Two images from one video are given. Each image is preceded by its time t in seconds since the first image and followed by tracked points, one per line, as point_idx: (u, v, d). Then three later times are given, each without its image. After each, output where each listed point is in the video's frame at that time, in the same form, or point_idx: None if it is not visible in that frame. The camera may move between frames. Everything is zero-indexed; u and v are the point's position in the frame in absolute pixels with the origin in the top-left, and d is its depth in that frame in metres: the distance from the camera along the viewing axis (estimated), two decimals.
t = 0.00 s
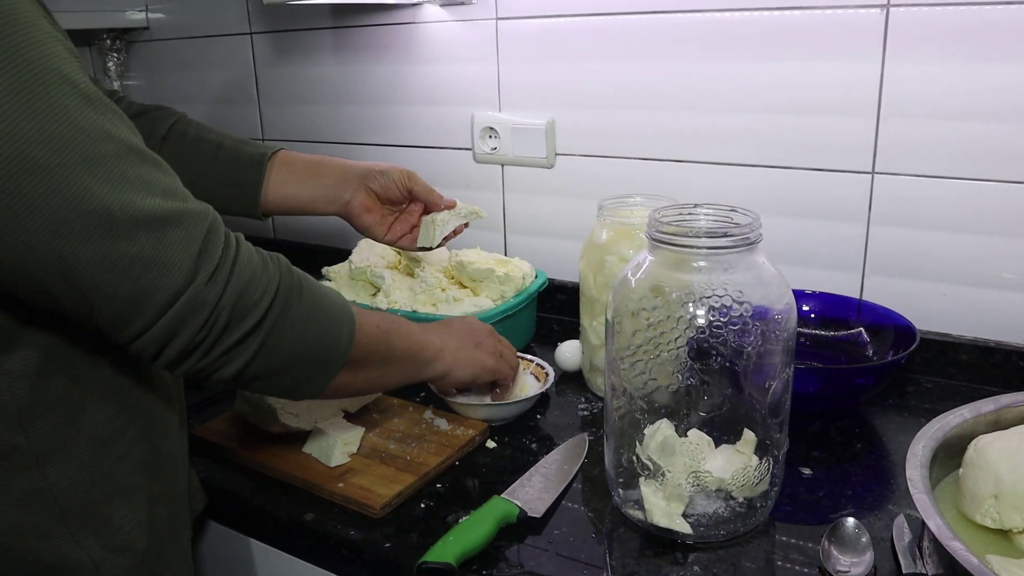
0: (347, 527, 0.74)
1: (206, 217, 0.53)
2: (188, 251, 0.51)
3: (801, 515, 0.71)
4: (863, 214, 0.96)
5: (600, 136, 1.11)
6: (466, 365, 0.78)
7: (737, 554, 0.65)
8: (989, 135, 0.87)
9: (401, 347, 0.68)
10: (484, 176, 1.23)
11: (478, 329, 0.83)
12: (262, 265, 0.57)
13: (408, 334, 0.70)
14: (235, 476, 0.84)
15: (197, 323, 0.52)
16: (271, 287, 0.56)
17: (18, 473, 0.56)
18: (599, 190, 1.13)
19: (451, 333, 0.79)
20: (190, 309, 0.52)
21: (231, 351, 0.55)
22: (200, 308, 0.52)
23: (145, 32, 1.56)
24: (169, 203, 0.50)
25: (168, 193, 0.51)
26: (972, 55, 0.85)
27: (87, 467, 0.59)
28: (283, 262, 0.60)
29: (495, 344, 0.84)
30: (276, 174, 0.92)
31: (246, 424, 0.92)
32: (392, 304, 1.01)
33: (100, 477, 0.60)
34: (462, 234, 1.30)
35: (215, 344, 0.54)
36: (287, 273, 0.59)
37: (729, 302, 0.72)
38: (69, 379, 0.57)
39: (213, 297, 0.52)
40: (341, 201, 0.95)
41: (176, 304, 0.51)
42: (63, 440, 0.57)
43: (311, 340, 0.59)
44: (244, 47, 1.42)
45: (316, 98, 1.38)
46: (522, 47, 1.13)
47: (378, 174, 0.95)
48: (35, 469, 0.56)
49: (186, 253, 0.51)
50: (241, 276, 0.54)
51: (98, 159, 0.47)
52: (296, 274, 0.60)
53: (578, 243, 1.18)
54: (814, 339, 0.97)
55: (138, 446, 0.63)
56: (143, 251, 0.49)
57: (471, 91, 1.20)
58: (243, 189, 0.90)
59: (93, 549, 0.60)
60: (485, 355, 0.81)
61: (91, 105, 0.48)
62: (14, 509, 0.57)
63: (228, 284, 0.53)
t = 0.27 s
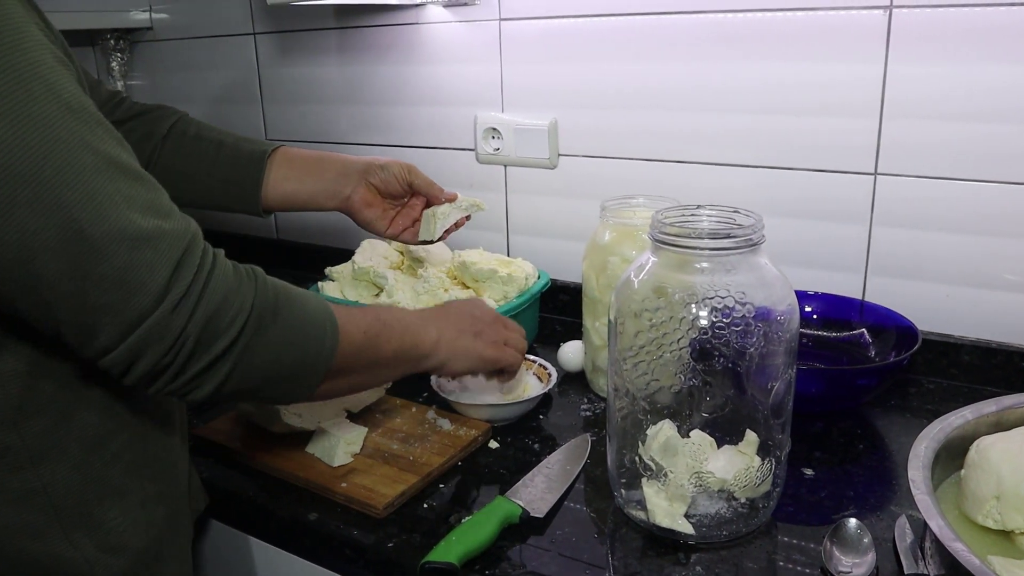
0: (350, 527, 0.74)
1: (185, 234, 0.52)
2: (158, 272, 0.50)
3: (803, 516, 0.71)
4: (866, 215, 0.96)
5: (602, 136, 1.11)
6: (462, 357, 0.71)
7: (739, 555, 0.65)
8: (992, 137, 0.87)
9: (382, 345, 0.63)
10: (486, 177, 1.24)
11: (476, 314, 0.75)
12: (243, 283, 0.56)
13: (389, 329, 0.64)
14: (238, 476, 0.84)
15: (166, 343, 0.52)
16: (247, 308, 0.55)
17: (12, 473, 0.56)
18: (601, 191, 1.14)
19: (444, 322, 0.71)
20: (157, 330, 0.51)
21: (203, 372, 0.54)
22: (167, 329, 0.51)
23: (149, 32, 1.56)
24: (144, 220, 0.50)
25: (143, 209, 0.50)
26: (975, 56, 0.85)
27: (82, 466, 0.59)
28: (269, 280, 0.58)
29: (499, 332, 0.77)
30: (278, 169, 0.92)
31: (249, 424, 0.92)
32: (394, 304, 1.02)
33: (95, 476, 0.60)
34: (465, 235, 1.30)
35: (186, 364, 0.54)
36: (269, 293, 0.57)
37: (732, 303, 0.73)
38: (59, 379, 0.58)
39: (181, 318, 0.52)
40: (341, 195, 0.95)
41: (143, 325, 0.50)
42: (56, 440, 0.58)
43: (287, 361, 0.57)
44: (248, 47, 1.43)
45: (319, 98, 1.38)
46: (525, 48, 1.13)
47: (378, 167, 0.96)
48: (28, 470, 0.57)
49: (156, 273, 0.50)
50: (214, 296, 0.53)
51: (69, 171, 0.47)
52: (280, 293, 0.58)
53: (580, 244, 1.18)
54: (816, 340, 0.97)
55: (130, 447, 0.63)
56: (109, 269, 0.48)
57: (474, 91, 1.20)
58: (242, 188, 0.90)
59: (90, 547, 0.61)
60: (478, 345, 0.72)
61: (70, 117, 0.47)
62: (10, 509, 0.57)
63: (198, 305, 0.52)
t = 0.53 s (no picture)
0: (352, 528, 0.74)
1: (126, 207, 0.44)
2: (88, 263, 0.43)
3: (804, 518, 0.71)
4: (867, 217, 0.96)
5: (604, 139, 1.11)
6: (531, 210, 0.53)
7: (740, 556, 0.65)
8: (993, 139, 0.87)
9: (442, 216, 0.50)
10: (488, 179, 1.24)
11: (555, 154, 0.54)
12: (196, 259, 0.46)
13: (448, 194, 0.51)
14: (241, 476, 0.85)
15: (116, 339, 0.46)
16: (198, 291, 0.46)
17: (6, 470, 0.56)
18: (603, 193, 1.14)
19: (510, 160, 0.53)
20: (102, 327, 0.45)
21: (181, 365, 0.48)
22: (111, 328, 0.45)
23: (152, 34, 1.57)
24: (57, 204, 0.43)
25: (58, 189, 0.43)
26: (975, 59, 0.85)
27: (81, 461, 0.59)
28: (239, 242, 0.48)
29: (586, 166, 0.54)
30: (275, 163, 0.91)
31: (251, 425, 0.92)
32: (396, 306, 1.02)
33: (96, 471, 0.60)
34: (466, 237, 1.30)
35: (159, 358, 0.48)
36: (235, 262, 0.47)
37: (734, 305, 0.73)
38: (44, 376, 0.57)
39: (126, 311, 0.45)
40: (340, 192, 0.92)
41: (87, 323, 0.45)
42: (54, 435, 0.58)
43: (276, 335, 0.48)
44: (251, 49, 1.43)
45: (322, 100, 1.38)
46: (527, 50, 1.14)
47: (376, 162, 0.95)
48: (26, 465, 0.57)
49: (85, 263, 0.43)
50: (162, 277, 0.45)
51: None
52: (257, 256, 0.48)
53: (581, 246, 1.19)
54: (817, 342, 0.97)
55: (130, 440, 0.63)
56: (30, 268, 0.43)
57: (476, 93, 1.21)
58: (241, 187, 0.90)
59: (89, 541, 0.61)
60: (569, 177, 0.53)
61: None
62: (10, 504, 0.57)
63: (143, 291, 0.45)
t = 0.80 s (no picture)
0: (352, 529, 0.74)
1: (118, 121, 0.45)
2: (83, 169, 0.43)
3: (804, 520, 0.71)
4: (866, 220, 0.96)
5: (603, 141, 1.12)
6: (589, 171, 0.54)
7: (740, 558, 0.65)
8: (992, 142, 0.87)
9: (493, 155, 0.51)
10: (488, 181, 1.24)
11: (624, 126, 0.56)
12: (200, 169, 0.46)
13: (504, 142, 0.52)
14: (240, 478, 0.85)
15: (118, 248, 0.44)
16: (208, 194, 0.45)
17: None
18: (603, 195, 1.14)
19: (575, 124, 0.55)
20: (101, 238, 0.44)
21: (191, 277, 0.46)
22: (116, 235, 0.44)
23: (152, 36, 1.57)
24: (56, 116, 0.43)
25: (57, 105, 0.44)
26: (975, 61, 0.85)
27: (39, 462, 0.58)
28: (245, 157, 0.48)
29: (653, 135, 0.56)
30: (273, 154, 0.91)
31: (251, 426, 0.92)
32: (395, 308, 1.02)
33: (54, 476, 0.59)
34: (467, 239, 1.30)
35: (169, 273, 0.46)
36: (242, 169, 0.47)
37: (733, 307, 0.73)
38: (24, 370, 0.56)
39: (125, 220, 0.44)
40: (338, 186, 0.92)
41: (87, 234, 0.44)
42: (15, 433, 0.57)
43: (291, 239, 0.46)
44: (251, 51, 1.43)
45: (322, 102, 1.38)
46: (527, 52, 1.14)
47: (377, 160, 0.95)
48: None
49: (82, 170, 0.43)
50: (161, 184, 0.45)
51: None
52: (266, 166, 0.47)
53: (581, 247, 1.19)
54: (817, 344, 0.97)
55: (103, 445, 0.62)
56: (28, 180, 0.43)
57: (476, 95, 1.21)
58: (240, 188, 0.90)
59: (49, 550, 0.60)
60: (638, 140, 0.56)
61: None
62: None
63: (142, 200, 0.44)
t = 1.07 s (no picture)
0: (352, 530, 0.74)
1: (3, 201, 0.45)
2: None
3: (804, 521, 0.71)
4: (866, 221, 0.96)
5: (603, 143, 1.12)
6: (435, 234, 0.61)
7: (740, 560, 0.66)
8: (991, 144, 0.87)
9: (354, 227, 0.55)
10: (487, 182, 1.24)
11: (453, 188, 0.62)
12: (96, 243, 0.47)
13: (354, 211, 0.56)
14: (240, 479, 0.85)
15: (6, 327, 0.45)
16: (101, 269, 0.46)
17: None
18: (602, 197, 1.14)
19: (418, 182, 0.60)
20: None
21: (78, 348, 0.47)
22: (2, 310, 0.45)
23: (151, 37, 1.57)
24: None
25: None
26: (974, 63, 0.86)
27: None
28: (133, 230, 0.49)
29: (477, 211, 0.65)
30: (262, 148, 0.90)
31: (251, 427, 0.92)
32: (396, 308, 1.02)
33: None
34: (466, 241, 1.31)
35: (57, 341, 0.47)
36: (130, 245, 0.48)
37: (733, 308, 0.73)
38: None
39: (13, 303, 0.45)
40: (330, 182, 0.91)
41: None
42: None
43: (180, 315, 0.49)
44: (251, 52, 1.43)
45: (321, 103, 1.38)
46: (527, 53, 1.14)
47: (369, 154, 0.92)
48: None
49: None
50: (51, 270, 0.45)
51: None
52: (153, 242, 0.49)
53: (580, 249, 1.19)
54: (817, 345, 0.97)
55: (38, 451, 0.59)
56: None
57: (475, 97, 1.21)
58: (223, 179, 0.88)
59: None
60: (465, 199, 0.63)
61: None
62: None
63: (32, 284, 0.45)
